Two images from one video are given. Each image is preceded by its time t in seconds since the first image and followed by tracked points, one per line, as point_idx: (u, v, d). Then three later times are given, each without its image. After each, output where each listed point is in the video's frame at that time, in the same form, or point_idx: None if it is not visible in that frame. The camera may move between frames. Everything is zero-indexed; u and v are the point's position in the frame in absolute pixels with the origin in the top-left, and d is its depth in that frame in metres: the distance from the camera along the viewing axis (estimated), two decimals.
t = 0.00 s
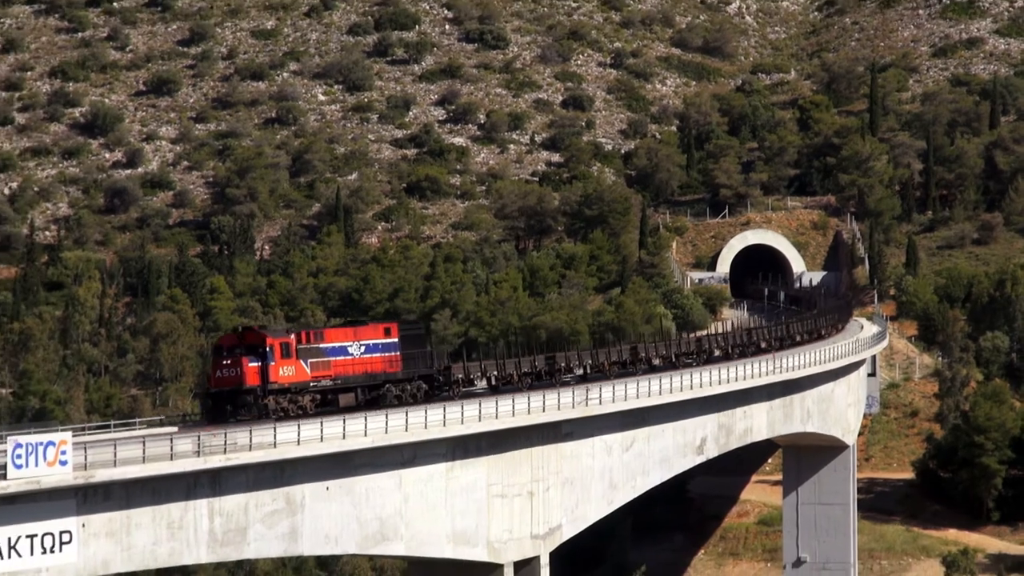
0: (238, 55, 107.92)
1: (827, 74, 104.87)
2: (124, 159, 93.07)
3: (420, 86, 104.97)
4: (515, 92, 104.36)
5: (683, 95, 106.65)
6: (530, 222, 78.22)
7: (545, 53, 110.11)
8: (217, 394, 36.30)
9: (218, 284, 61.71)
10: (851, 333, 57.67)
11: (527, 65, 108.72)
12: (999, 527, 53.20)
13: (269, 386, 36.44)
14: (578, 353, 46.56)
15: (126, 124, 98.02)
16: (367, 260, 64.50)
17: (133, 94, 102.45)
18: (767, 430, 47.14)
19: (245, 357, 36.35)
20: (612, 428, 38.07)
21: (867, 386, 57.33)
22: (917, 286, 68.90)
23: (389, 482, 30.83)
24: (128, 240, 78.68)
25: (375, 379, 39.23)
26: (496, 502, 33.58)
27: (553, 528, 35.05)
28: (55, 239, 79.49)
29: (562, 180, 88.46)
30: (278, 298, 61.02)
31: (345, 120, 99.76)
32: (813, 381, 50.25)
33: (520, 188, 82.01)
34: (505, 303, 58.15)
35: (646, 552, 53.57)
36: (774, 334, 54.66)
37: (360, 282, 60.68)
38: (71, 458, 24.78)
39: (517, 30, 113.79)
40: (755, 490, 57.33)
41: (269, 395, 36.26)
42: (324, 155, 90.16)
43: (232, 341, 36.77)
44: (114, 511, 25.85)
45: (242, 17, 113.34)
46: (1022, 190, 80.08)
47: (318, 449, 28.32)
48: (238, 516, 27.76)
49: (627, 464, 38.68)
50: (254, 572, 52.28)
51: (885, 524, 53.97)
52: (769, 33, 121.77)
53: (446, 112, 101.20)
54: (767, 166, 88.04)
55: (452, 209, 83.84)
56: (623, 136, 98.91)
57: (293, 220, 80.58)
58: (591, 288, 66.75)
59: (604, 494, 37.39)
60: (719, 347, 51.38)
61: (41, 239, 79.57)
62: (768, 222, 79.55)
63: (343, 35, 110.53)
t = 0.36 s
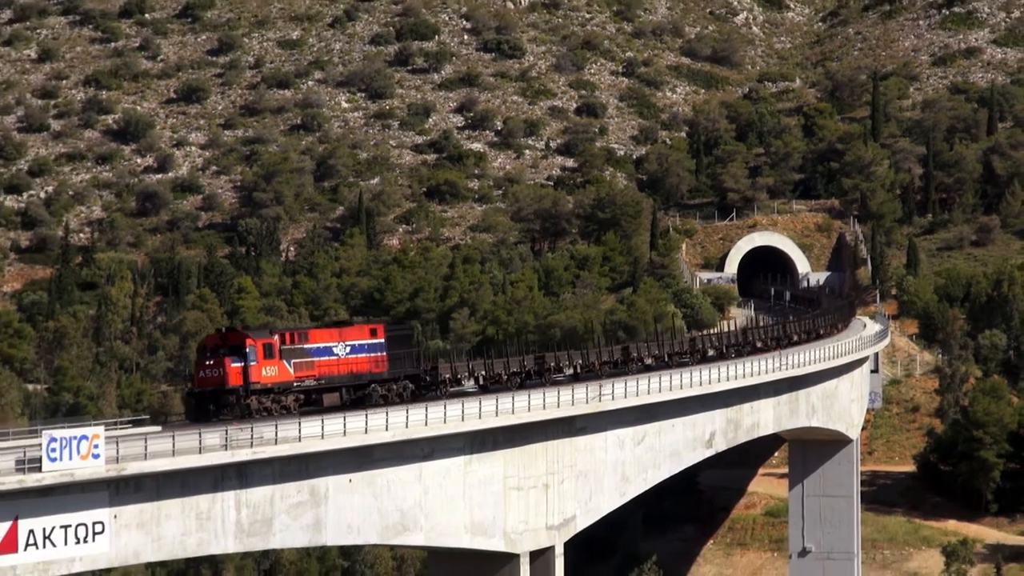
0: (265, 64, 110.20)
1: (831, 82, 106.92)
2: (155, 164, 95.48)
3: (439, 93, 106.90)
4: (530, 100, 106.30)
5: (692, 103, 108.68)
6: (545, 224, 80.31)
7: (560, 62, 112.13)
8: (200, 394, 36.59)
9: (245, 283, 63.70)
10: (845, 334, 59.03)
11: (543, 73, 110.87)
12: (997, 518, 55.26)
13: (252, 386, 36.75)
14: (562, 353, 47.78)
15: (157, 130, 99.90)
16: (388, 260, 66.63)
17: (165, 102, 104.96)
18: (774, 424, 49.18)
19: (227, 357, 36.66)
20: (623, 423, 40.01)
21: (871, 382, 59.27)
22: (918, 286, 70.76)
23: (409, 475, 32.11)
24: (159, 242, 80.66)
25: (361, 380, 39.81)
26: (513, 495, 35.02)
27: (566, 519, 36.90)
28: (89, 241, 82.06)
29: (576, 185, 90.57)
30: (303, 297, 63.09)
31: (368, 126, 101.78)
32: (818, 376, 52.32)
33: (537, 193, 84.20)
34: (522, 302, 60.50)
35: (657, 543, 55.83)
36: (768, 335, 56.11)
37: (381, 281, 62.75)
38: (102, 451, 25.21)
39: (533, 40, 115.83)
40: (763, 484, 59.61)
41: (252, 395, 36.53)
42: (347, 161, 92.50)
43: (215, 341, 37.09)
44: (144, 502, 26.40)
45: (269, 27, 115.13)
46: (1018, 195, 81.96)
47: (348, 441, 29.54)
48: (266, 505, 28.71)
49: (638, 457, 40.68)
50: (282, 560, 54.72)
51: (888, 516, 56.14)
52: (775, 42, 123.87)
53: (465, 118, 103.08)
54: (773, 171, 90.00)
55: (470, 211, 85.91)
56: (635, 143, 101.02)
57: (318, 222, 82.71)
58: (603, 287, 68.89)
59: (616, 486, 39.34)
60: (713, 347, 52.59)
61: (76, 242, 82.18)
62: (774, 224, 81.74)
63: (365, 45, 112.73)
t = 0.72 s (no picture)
0: (289, 72, 112.18)
1: (835, 89, 108.76)
2: (183, 168, 97.43)
3: (457, 100, 108.74)
4: (545, 106, 108.05)
5: (702, 109, 110.50)
6: (559, 226, 82.40)
7: (573, 69, 113.79)
8: (181, 394, 37.42)
9: (271, 283, 65.67)
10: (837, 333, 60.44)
11: (557, 80, 112.74)
12: (994, 509, 57.39)
13: (233, 386, 37.63)
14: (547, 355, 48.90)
15: (185, 135, 102.23)
16: (407, 262, 68.65)
17: (192, 108, 107.00)
18: (779, 420, 51.35)
19: (210, 357, 37.52)
20: (635, 418, 42.15)
21: (872, 378, 61.45)
22: (918, 286, 72.96)
23: (429, 467, 34.39)
24: (188, 243, 82.63)
25: (344, 380, 40.87)
26: (529, 486, 37.36)
27: (580, 510, 39.10)
28: (120, 242, 84.13)
29: (589, 188, 92.43)
30: (326, 297, 65.03)
31: (388, 132, 103.65)
32: (823, 374, 54.50)
33: (552, 197, 85.98)
34: (536, 301, 62.66)
35: (667, 533, 58.07)
36: (761, 334, 57.29)
37: (401, 282, 64.75)
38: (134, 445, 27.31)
39: (548, 49, 117.71)
40: (769, 478, 61.88)
41: (234, 395, 37.48)
42: (368, 165, 94.28)
43: (197, 342, 37.93)
44: (174, 493, 28.49)
45: (293, 36, 117.02)
46: (1016, 197, 84.03)
47: (376, 434, 31.82)
48: (291, 495, 30.93)
49: (649, 450, 42.88)
50: (308, 549, 56.88)
51: (889, 507, 58.35)
52: (781, 51, 125.56)
53: (482, 123, 104.82)
54: (779, 174, 91.70)
55: (487, 213, 87.84)
56: (646, 147, 102.65)
57: (341, 224, 84.68)
58: (615, 288, 70.93)
59: (627, 478, 41.50)
60: (705, 346, 53.74)
61: (108, 244, 84.40)
62: (779, 227, 83.93)
63: (386, 53, 114.44)
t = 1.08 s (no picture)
0: (313, 80, 114.14)
1: (838, 97, 110.81)
2: (212, 173, 99.63)
3: (474, 107, 110.92)
4: (559, 114, 110.32)
5: (710, 116, 112.61)
6: (573, 228, 84.67)
7: (586, 78, 116.12)
8: (165, 393, 38.63)
9: (296, 281, 67.88)
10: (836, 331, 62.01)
11: (570, 88, 114.99)
12: (993, 500, 59.58)
13: (215, 386, 38.78)
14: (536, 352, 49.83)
15: (214, 141, 104.16)
16: (427, 262, 70.89)
17: (220, 115, 109.07)
18: (785, 413, 53.56)
19: (192, 358, 38.68)
20: (646, 413, 44.39)
21: (875, 374, 63.68)
22: (918, 286, 75.23)
23: (448, 461, 36.69)
24: (216, 245, 84.91)
25: (328, 380, 42.12)
26: (543, 479, 39.59)
27: (592, 501, 41.32)
28: (151, 244, 86.33)
29: (601, 191, 94.42)
30: (349, 295, 67.02)
31: (408, 138, 105.50)
32: (826, 370, 56.58)
33: (566, 200, 88.02)
34: (550, 299, 64.91)
35: (677, 524, 60.39)
36: (757, 335, 58.40)
37: (421, 281, 67.00)
38: (164, 439, 29.60)
39: (562, 58, 119.93)
40: (775, 470, 64.23)
41: (216, 394, 38.63)
42: (389, 169, 96.37)
43: (180, 342, 39.04)
44: (203, 485, 30.73)
45: (317, 45, 119.36)
46: (1013, 200, 86.25)
47: (396, 429, 34.00)
48: (314, 487, 33.13)
49: (660, 444, 45.11)
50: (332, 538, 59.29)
51: (891, 498, 60.66)
52: (786, 59, 127.58)
53: (499, 130, 106.86)
54: (784, 178, 93.83)
55: (504, 216, 90.06)
56: (656, 153, 104.73)
57: (363, 226, 86.87)
58: (627, 287, 73.12)
59: (639, 471, 43.81)
60: (699, 346, 54.74)
61: (140, 245, 86.51)
62: (785, 229, 86.39)
63: (406, 62, 116.58)
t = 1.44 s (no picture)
0: (338, 87, 116.58)
1: (843, 103, 112.92)
2: (240, 177, 102.02)
3: (493, 113, 113.12)
4: (575, 120, 112.59)
5: (720, 122, 114.60)
6: (588, 230, 87.02)
7: (601, 84, 118.18)
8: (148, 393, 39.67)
9: (322, 283, 70.26)
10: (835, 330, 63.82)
11: (586, 95, 117.07)
12: (992, 492, 61.94)
13: (199, 386, 39.78)
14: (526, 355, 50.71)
15: (242, 147, 106.76)
16: (448, 263, 73.22)
17: (249, 121, 111.47)
18: (792, 409, 55.88)
19: (176, 358, 39.70)
20: (658, 408, 46.54)
21: (878, 371, 66.00)
22: (921, 285, 77.55)
23: (467, 454, 38.42)
24: (244, 246, 87.13)
25: (314, 380, 42.79)
26: (560, 471, 41.41)
27: (607, 493, 43.34)
28: (182, 245, 88.52)
29: (615, 195, 95.83)
30: (373, 295, 69.19)
31: (429, 143, 107.92)
32: (831, 366, 59.04)
33: (582, 203, 90.38)
34: (567, 300, 67.26)
35: (688, 514, 63.06)
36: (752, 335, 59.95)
37: (442, 282, 69.37)
38: (194, 434, 31.02)
39: (577, 65, 121.80)
40: (783, 464, 66.89)
41: (199, 394, 39.57)
42: (412, 173, 98.41)
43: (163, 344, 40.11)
44: (232, 478, 32.23)
45: (341, 54, 121.15)
46: (1011, 203, 88.51)
47: (422, 422, 35.67)
48: (338, 482, 34.61)
49: (672, 437, 47.33)
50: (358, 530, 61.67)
51: (894, 490, 63.15)
52: (794, 68, 129.43)
53: (517, 135, 109.20)
54: (791, 181, 96.11)
55: (521, 219, 92.27)
56: (668, 156, 106.83)
57: (386, 229, 89.08)
58: (640, 287, 75.45)
59: (651, 463, 45.99)
60: (693, 346, 55.91)
61: (171, 246, 88.76)
62: (792, 231, 88.80)
63: (427, 70, 118.83)
